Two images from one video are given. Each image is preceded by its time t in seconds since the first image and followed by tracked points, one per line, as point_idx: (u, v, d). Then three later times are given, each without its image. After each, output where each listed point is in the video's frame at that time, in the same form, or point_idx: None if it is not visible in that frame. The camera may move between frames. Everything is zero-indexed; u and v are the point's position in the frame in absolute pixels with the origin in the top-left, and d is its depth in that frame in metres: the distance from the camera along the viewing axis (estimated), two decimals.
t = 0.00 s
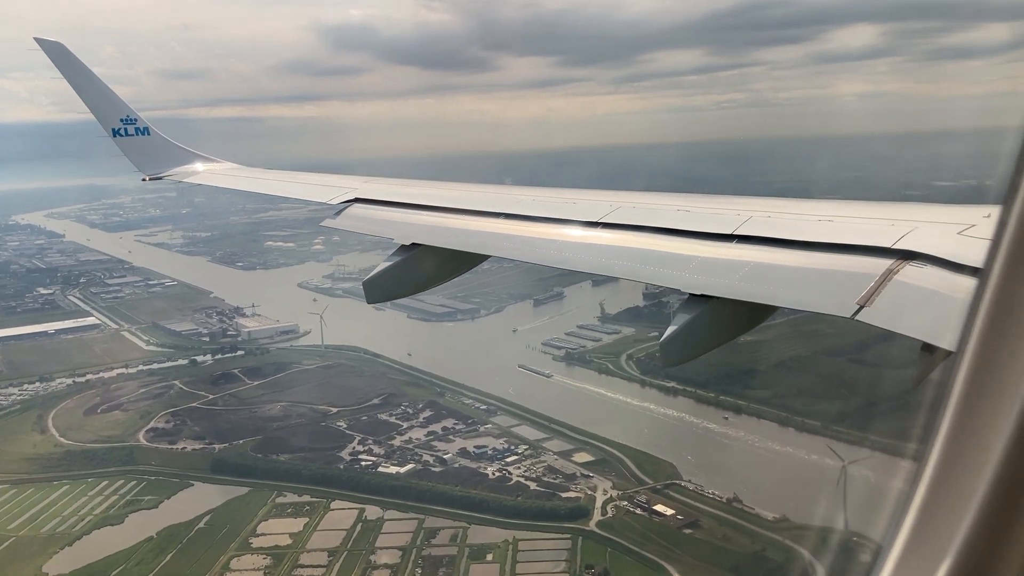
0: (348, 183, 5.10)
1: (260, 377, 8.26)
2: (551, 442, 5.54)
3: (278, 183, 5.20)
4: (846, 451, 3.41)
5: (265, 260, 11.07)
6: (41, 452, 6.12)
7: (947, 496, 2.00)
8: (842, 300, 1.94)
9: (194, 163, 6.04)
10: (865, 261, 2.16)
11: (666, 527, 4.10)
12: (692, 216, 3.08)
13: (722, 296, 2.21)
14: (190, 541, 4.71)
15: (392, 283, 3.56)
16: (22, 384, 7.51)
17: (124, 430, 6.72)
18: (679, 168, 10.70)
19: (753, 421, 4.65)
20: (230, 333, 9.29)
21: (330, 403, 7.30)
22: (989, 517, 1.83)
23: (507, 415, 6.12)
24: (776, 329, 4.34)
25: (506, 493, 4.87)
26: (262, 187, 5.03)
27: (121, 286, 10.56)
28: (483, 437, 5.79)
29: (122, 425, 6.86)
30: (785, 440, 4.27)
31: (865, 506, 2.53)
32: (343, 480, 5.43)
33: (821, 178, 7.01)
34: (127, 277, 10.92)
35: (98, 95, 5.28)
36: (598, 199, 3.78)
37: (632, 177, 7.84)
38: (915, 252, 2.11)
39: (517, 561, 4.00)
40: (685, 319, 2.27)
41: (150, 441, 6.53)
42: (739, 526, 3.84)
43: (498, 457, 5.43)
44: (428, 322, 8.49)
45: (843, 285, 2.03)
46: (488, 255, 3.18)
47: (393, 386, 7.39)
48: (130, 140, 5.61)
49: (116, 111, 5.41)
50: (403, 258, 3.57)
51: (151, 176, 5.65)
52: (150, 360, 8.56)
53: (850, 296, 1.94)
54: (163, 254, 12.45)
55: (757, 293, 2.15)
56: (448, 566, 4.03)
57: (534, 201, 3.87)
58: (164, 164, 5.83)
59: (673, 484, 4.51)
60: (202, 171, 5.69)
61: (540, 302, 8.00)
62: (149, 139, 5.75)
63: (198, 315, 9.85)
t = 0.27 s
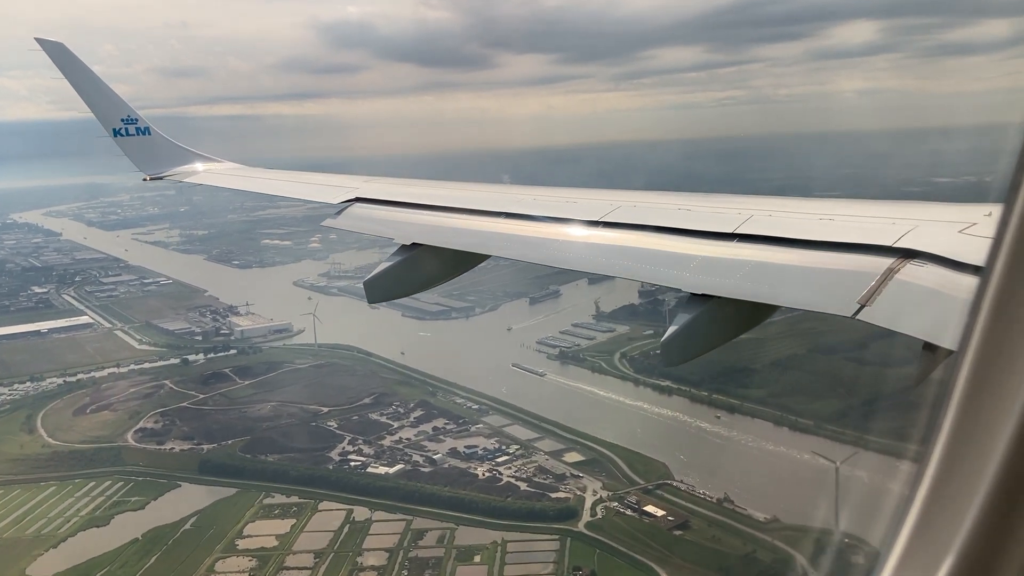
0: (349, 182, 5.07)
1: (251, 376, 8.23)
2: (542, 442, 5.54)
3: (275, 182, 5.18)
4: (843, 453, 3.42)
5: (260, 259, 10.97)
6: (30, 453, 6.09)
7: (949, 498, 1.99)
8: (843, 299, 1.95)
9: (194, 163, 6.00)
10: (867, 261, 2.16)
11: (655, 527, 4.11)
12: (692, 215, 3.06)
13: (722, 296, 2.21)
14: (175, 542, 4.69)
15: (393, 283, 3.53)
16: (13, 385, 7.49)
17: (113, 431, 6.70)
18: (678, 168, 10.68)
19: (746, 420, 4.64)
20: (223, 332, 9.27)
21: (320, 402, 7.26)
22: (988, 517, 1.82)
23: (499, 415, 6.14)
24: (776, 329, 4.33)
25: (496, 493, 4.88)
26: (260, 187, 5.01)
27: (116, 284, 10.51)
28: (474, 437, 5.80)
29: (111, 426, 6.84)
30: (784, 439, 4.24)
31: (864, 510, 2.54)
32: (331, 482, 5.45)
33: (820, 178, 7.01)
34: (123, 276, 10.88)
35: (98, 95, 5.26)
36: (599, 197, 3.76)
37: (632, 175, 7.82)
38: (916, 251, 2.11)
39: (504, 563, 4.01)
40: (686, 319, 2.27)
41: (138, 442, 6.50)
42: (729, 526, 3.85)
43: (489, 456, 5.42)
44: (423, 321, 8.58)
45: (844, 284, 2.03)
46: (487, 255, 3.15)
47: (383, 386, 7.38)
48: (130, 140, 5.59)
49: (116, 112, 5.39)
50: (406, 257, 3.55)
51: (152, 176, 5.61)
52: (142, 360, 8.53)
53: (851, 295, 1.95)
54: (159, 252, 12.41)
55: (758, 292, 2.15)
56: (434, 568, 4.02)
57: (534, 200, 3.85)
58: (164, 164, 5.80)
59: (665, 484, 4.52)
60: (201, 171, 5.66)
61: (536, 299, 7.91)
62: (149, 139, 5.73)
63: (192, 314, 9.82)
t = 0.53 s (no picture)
0: (349, 180, 5.04)
1: (242, 377, 8.19)
2: (534, 443, 5.52)
3: (274, 180, 5.15)
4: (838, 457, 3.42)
5: (256, 257, 10.94)
6: (18, 454, 6.05)
7: (947, 498, 1.98)
8: (844, 295, 1.94)
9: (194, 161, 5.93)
10: (867, 258, 2.15)
11: (645, 529, 4.07)
12: (692, 213, 3.04)
13: (723, 294, 2.18)
14: (161, 545, 4.64)
15: (392, 282, 3.51)
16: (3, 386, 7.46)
17: (102, 432, 6.65)
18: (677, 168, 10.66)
19: (739, 420, 4.67)
20: (217, 331, 9.24)
21: (311, 402, 7.22)
22: (987, 518, 1.80)
23: (490, 416, 6.11)
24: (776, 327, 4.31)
25: (486, 495, 4.83)
26: (258, 185, 4.98)
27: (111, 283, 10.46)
28: (465, 437, 5.75)
29: (101, 426, 6.80)
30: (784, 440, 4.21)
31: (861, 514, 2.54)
32: (319, 484, 5.41)
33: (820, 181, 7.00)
34: (118, 274, 10.82)
35: (97, 93, 5.22)
36: (600, 195, 3.73)
37: (633, 173, 7.79)
38: (916, 248, 2.11)
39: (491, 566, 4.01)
40: (686, 318, 2.28)
41: (126, 444, 6.45)
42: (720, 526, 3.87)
43: (479, 457, 5.38)
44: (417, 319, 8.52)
45: (845, 280, 2.02)
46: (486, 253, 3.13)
47: (374, 386, 7.37)
48: (130, 139, 5.55)
49: (116, 111, 5.35)
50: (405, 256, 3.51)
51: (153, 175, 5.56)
52: (133, 360, 8.49)
53: (850, 292, 1.93)
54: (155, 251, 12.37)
55: (759, 290, 2.12)
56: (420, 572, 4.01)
57: (533, 197, 3.82)
58: (164, 163, 5.75)
59: (656, 484, 4.49)
60: (201, 169, 5.62)
61: (533, 297, 7.92)
62: (150, 138, 5.69)
63: (186, 313, 9.78)
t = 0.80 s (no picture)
0: (349, 178, 5.00)
1: (233, 376, 8.15)
2: (525, 444, 5.48)
3: (273, 178, 5.11)
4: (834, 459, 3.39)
5: (252, 255, 10.93)
6: (6, 455, 6.03)
7: (946, 499, 1.97)
8: (844, 293, 1.89)
9: (194, 158, 5.87)
10: (866, 254, 2.11)
11: (635, 532, 4.07)
12: (691, 210, 3.00)
13: (723, 292, 2.16)
14: (146, 548, 4.59)
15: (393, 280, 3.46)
16: None
17: (91, 433, 6.61)
18: (677, 167, 10.62)
19: (732, 418, 4.69)
20: (210, 331, 9.21)
21: (302, 403, 7.19)
22: (987, 516, 1.80)
23: (482, 416, 6.06)
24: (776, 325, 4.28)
25: (474, 497, 4.79)
26: (254, 182, 4.94)
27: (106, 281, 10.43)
28: (457, 438, 5.72)
29: (90, 427, 6.76)
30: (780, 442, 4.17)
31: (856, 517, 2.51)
32: (307, 484, 5.38)
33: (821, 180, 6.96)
34: (113, 274, 10.77)
35: (98, 90, 5.22)
36: (600, 192, 3.70)
37: (633, 170, 7.75)
38: (917, 245, 2.07)
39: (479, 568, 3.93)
40: (686, 316, 2.23)
41: (114, 445, 6.36)
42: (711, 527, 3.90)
43: (470, 458, 5.36)
44: (413, 317, 8.50)
45: (845, 277, 1.98)
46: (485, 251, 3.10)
47: (364, 386, 7.34)
48: (131, 137, 5.55)
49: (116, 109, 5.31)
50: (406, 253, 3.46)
51: (154, 172, 5.51)
52: (126, 360, 8.44)
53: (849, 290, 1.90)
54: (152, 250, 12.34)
55: (760, 288, 2.09)
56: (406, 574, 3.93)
57: (533, 194, 3.78)
58: (164, 161, 5.70)
59: (649, 485, 4.48)
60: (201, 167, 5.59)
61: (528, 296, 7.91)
62: (150, 135, 5.66)
63: (180, 312, 9.75)
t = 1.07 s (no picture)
0: (350, 176, 4.96)
1: (224, 376, 8.13)
2: (516, 445, 5.44)
3: (273, 177, 5.08)
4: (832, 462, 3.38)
5: (249, 254, 10.92)
6: None
7: (945, 500, 1.96)
8: (843, 292, 1.86)
9: (193, 157, 5.82)
10: (866, 253, 2.08)
11: (623, 533, 4.03)
12: (691, 209, 2.96)
13: (722, 292, 2.13)
14: (129, 551, 4.55)
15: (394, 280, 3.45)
16: None
17: (80, 433, 6.56)
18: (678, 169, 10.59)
19: (725, 420, 4.68)
20: (203, 330, 9.19)
21: (292, 403, 7.18)
22: (989, 514, 1.79)
23: (474, 416, 6.05)
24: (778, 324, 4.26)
25: (462, 498, 4.75)
26: (252, 180, 4.92)
27: (102, 280, 10.40)
28: (448, 438, 5.70)
29: (79, 427, 6.71)
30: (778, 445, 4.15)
31: (854, 521, 2.48)
32: (295, 485, 5.32)
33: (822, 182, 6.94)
34: (109, 272, 10.74)
35: (98, 89, 5.18)
36: (601, 191, 3.65)
37: (633, 168, 7.72)
38: (918, 243, 2.04)
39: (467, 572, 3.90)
40: (686, 316, 2.21)
41: (102, 445, 6.34)
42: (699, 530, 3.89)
43: (461, 459, 5.34)
44: (406, 316, 8.32)
45: (846, 276, 1.95)
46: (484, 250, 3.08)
47: (354, 386, 7.33)
48: (132, 136, 5.50)
49: (116, 108, 5.27)
50: (407, 252, 3.45)
51: (154, 172, 5.47)
52: (117, 360, 8.43)
53: (849, 289, 1.87)
54: (150, 248, 12.32)
55: (761, 287, 2.06)
56: None
57: (533, 193, 3.75)
58: (164, 160, 5.65)
59: (638, 486, 4.47)
60: (202, 166, 5.54)
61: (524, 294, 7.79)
62: (150, 134, 5.62)
63: (174, 311, 9.72)
